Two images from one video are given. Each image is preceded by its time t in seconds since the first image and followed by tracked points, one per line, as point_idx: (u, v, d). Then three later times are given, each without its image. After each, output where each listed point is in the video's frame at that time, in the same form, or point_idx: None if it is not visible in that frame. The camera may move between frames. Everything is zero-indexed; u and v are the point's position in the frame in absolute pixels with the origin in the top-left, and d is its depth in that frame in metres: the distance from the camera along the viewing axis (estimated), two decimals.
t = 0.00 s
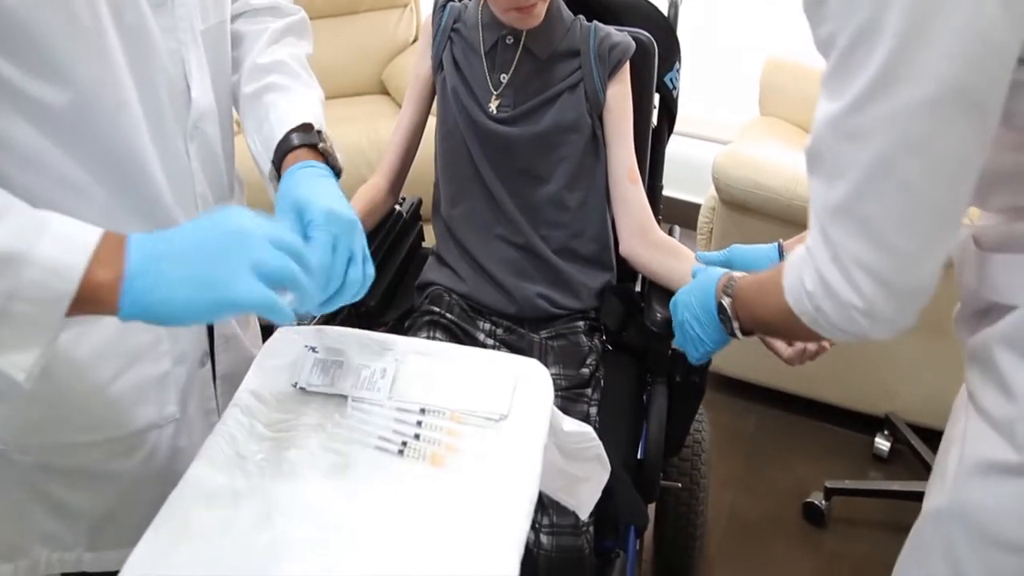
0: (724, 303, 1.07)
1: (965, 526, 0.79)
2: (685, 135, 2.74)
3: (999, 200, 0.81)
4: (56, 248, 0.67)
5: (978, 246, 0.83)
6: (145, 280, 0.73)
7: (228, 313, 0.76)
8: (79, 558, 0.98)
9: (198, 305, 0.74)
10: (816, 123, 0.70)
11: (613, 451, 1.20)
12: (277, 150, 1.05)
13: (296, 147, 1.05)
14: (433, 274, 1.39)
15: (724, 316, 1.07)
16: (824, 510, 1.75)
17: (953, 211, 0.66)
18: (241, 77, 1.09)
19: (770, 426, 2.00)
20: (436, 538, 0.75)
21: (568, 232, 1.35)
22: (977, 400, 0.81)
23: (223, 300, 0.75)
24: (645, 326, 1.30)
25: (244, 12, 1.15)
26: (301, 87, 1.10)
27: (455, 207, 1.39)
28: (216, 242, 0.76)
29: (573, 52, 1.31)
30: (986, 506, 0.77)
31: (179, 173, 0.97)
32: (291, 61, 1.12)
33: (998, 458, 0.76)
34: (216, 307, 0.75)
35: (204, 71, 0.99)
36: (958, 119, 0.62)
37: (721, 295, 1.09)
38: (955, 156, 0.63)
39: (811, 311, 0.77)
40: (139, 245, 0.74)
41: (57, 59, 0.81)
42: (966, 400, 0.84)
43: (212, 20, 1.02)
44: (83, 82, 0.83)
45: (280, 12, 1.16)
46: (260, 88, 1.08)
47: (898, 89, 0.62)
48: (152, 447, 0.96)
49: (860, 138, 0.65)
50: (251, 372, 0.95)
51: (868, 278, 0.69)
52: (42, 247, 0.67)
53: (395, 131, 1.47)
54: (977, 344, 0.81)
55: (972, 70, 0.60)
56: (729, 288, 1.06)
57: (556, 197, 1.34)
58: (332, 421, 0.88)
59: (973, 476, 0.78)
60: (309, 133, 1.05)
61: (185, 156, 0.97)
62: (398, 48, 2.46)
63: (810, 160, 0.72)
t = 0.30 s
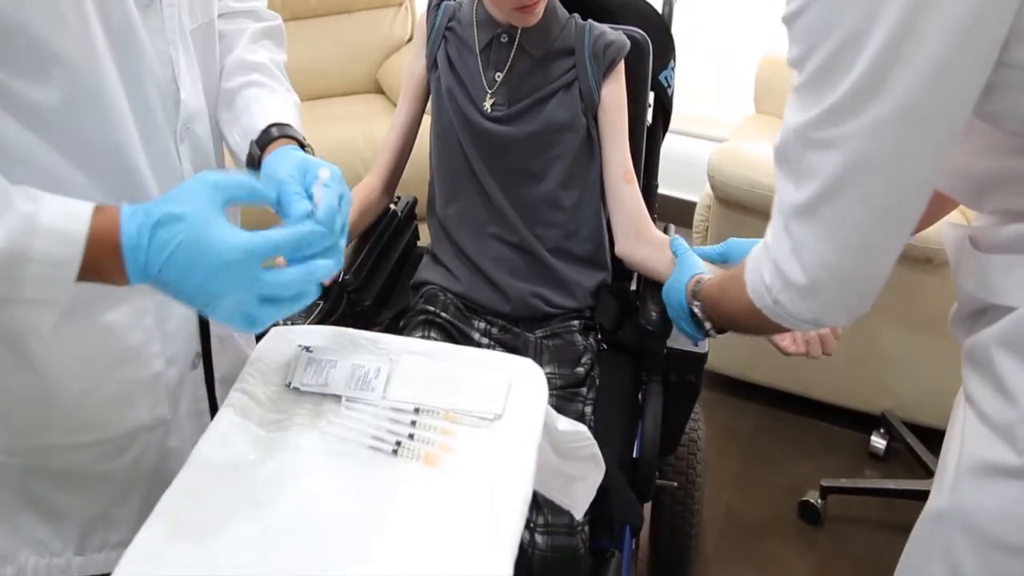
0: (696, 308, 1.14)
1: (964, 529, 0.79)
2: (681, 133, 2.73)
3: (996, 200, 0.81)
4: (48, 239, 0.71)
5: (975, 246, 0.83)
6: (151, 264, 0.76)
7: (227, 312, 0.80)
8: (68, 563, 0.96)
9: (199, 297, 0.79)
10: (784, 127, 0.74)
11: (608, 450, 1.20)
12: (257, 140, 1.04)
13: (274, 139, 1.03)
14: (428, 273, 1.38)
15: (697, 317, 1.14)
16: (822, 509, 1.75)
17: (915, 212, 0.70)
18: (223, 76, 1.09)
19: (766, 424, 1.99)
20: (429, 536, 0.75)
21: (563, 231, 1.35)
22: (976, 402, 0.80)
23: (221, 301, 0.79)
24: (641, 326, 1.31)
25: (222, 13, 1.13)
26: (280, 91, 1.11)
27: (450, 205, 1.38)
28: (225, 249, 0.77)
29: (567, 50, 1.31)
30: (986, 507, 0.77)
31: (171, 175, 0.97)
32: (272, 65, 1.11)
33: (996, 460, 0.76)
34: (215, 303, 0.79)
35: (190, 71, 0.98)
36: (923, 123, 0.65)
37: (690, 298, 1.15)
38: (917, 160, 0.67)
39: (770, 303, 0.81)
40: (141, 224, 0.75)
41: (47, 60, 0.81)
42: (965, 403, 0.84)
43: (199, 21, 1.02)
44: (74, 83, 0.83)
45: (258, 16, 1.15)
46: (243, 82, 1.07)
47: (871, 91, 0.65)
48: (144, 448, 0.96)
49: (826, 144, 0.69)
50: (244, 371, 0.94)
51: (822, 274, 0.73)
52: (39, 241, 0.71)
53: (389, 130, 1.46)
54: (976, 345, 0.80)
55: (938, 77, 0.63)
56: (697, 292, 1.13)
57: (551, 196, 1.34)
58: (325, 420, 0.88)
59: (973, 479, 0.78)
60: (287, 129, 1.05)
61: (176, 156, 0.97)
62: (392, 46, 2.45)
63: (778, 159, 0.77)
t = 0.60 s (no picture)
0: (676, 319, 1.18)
1: (961, 536, 0.79)
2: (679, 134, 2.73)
3: (993, 209, 0.81)
4: (54, 239, 0.71)
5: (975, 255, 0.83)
6: (159, 261, 0.76)
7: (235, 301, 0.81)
8: (68, 562, 0.97)
9: (208, 289, 0.79)
10: (770, 139, 0.74)
11: (605, 453, 1.19)
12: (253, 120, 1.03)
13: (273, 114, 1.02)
14: (425, 274, 1.38)
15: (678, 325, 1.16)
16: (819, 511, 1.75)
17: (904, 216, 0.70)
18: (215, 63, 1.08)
19: (763, 426, 1.99)
20: (425, 537, 0.75)
21: (560, 232, 1.34)
22: (975, 409, 0.80)
23: (230, 292, 0.80)
24: (637, 327, 1.30)
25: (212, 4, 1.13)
26: (274, 68, 1.09)
27: (448, 206, 1.38)
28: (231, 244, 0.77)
29: (565, 51, 1.31)
30: (982, 518, 0.76)
31: (166, 172, 0.96)
32: (263, 47, 1.10)
33: (994, 468, 0.76)
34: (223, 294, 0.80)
35: (187, 70, 0.98)
36: (914, 129, 0.65)
37: (669, 310, 1.18)
38: (907, 164, 0.67)
39: (750, 314, 0.83)
40: (149, 222, 0.75)
41: (44, 59, 0.81)
42: (962, 414, 0.84)
43: (193, 17, 1.03)
44: (71, 81, 0.83)
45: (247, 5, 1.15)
46: (233, 69, 1.06)
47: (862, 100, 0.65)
48: (139, 448, 0.95)
49: (812, 156, 0.69)
50: (240, 371, 0.94)
51: (800, 282, 0.74)
52: (45, 242, 0.70)
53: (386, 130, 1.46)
54: (974, 353, 0.80)
55: (932, 83, 0.63)
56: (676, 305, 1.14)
57: (549, 196, 1.33)
58: (321, 422, 0.88)
59: (970, 490, 0.78)
60: (285, 103, 1.04)
61: (172, 155, 0.96)
62: (389, 46, 2.45)
63: (762, 172, 0.77)
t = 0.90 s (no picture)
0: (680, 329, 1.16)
1: (975, 544, 0.78)
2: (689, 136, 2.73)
3: (1007, 215, 0.81)
4: (86, 245, 0.72)
5: (989, 263, 0.83)
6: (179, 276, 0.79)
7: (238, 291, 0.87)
8: (78, 562, 0.96)
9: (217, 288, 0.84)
10: (777, 143, 0.73)
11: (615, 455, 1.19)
12: (281, 97, 1.03)
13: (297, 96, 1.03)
14: (435, 275, 1.38)
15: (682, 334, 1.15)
16: (830, 514, 1.74)
17: (911, 217, 0.70)
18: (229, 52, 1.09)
19: (773, 429, 1.99)
20: (435, 537, 0.75)
21: (570, 233, 1.34)
22: (988, 416, 0.80)
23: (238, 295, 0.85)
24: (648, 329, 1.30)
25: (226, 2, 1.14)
26: (294, 57, 1.11)
27: (457, 207, 1.38)
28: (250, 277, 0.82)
29: (575, 52, 1.30)
30: (996, 526, 0.76)
31: (179, 174, 0.96)
32: (283, 37, 1.11)
33: (1008, 477, 0.75)
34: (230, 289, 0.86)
35: (197, 71, 0.98)
36: (927, 132, 0.65)
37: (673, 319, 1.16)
38: (919, 167, 0.67)
39: (754, 316, 0.82)
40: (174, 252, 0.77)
41: (58, 61, 0.81)
42: (976, 421, 0.83)
43: (204, 18, 1.03)
44: (85, 83, 0.83)
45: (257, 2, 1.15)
46: (255, 57, 1.07)
47: (874, 105, 0.64)
48: (151, 447, 0.96)
49: (821, 162, 0.69)
50: (252, 371, 0.94)
51: (805, 285, 0.74)
52: (76, 247, 0.72)
53: (398, 131, 1.46)
54: (988, 360, 0.80)
55: (948, 89, 0.63)
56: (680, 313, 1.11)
57: (558, 198, 1.33)
58: (332, 422, 0.88)
59: (985, 498, 0.77)
60: (308, 86, 1.05)
61: (184, 155, 0.96)
62: (400, 47, 2.45)
63: (769, 175, 0.77)
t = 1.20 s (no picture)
0: (685, 337, 1.14)
1: (977, 546, 0.78)
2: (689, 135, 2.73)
3: (1007, 216, 0.81)
4: (58, 255, 0.72)
5: (991, 265, 0.83)
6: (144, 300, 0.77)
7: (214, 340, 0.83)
8: (84, 561, 0.97)
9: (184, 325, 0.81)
10: (777, 140, 0.73)
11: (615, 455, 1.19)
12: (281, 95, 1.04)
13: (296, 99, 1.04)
14: (435, 274, 1.38)
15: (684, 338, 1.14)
16: (830, 514, 1.74)
17: (912, 215, 0.70)
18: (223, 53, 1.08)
19: (773, 428, 1.99)
20: (435, 538, 0.75)
21: (570, 233, 1.34)
22: (990, 417, 0.80)
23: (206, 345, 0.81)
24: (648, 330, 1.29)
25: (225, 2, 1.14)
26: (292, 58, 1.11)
27: (457, 207, 1.38)
28: (210, 326, 0.77)
29: (574, 52, 1.30)
30: (997, 527, 0.76)
31: (183, 173, 0.96)
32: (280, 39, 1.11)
33: (1010, 479, 0.75)
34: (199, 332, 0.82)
35: (199, 70, 0.98)
36: (929, 132, 0.65)
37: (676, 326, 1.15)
38: (918, 166, 0.67)
39: (755, 313, 0.81)
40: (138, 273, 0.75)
41: (58, 61, 0.81)
42: (977, 422, 0.83)
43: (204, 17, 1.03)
44: (84, 81, 0.83)
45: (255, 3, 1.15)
46: (253, 56, 1.06)
47: (875, 104, 0.64)
48: (152, 447, 0.96)
49: (821, 160, 0.69)
50: (250, 371, 0.94)
51: (805, 281, 0.74)
52: (49, 256, 0.71)
53: (398, 131, 1.46)
54: (990, 362, 0.80)
55: (951, 90, 0.63)
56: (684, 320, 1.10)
57: (558, 198, 1.33)
58: (332, 422, 0.88)
59: (987, 499, 0.77)
60: (305, 87, 1.05)
61: (185, 155, 0.96)
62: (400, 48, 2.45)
63: (770, 172, 0.77)
